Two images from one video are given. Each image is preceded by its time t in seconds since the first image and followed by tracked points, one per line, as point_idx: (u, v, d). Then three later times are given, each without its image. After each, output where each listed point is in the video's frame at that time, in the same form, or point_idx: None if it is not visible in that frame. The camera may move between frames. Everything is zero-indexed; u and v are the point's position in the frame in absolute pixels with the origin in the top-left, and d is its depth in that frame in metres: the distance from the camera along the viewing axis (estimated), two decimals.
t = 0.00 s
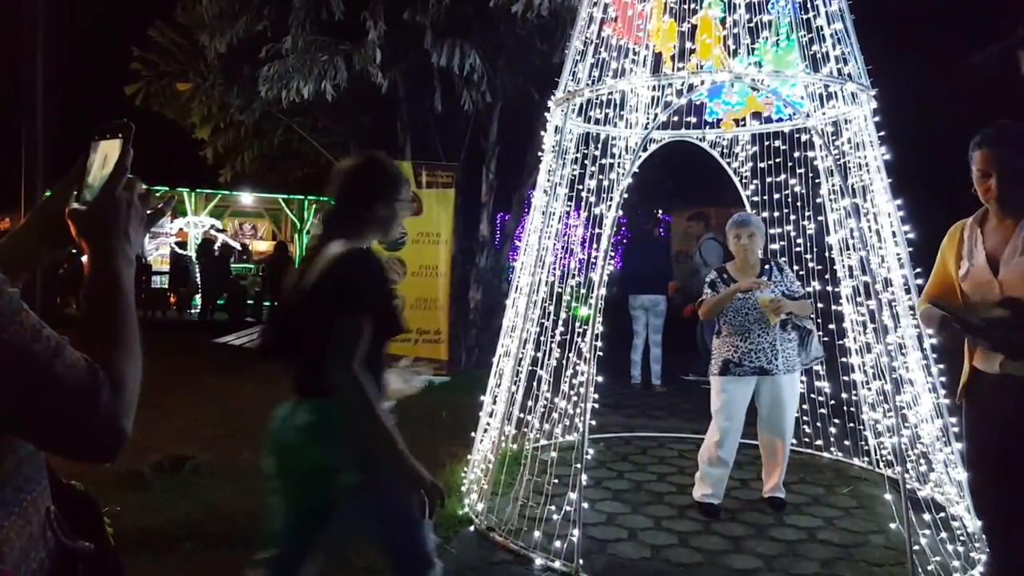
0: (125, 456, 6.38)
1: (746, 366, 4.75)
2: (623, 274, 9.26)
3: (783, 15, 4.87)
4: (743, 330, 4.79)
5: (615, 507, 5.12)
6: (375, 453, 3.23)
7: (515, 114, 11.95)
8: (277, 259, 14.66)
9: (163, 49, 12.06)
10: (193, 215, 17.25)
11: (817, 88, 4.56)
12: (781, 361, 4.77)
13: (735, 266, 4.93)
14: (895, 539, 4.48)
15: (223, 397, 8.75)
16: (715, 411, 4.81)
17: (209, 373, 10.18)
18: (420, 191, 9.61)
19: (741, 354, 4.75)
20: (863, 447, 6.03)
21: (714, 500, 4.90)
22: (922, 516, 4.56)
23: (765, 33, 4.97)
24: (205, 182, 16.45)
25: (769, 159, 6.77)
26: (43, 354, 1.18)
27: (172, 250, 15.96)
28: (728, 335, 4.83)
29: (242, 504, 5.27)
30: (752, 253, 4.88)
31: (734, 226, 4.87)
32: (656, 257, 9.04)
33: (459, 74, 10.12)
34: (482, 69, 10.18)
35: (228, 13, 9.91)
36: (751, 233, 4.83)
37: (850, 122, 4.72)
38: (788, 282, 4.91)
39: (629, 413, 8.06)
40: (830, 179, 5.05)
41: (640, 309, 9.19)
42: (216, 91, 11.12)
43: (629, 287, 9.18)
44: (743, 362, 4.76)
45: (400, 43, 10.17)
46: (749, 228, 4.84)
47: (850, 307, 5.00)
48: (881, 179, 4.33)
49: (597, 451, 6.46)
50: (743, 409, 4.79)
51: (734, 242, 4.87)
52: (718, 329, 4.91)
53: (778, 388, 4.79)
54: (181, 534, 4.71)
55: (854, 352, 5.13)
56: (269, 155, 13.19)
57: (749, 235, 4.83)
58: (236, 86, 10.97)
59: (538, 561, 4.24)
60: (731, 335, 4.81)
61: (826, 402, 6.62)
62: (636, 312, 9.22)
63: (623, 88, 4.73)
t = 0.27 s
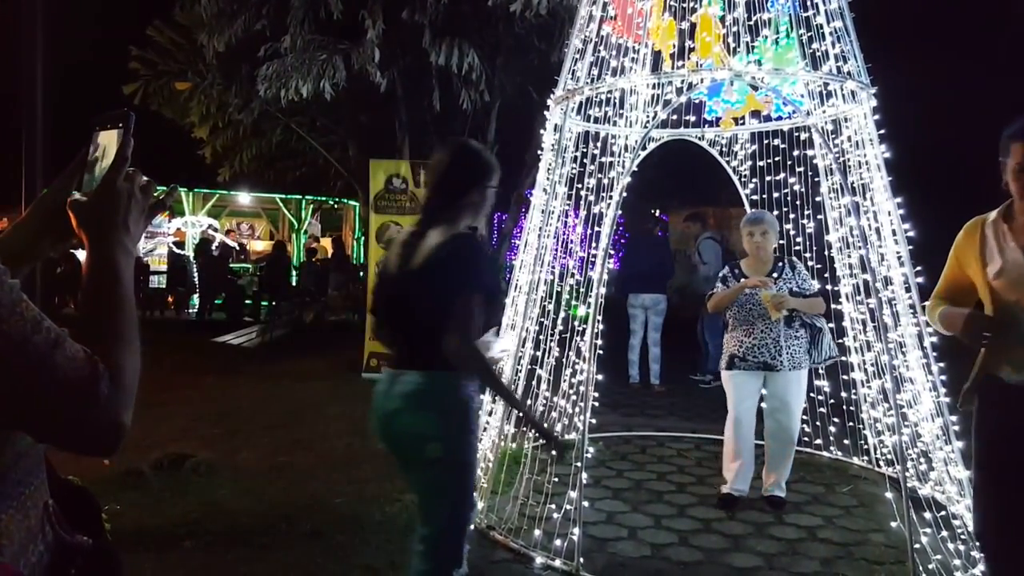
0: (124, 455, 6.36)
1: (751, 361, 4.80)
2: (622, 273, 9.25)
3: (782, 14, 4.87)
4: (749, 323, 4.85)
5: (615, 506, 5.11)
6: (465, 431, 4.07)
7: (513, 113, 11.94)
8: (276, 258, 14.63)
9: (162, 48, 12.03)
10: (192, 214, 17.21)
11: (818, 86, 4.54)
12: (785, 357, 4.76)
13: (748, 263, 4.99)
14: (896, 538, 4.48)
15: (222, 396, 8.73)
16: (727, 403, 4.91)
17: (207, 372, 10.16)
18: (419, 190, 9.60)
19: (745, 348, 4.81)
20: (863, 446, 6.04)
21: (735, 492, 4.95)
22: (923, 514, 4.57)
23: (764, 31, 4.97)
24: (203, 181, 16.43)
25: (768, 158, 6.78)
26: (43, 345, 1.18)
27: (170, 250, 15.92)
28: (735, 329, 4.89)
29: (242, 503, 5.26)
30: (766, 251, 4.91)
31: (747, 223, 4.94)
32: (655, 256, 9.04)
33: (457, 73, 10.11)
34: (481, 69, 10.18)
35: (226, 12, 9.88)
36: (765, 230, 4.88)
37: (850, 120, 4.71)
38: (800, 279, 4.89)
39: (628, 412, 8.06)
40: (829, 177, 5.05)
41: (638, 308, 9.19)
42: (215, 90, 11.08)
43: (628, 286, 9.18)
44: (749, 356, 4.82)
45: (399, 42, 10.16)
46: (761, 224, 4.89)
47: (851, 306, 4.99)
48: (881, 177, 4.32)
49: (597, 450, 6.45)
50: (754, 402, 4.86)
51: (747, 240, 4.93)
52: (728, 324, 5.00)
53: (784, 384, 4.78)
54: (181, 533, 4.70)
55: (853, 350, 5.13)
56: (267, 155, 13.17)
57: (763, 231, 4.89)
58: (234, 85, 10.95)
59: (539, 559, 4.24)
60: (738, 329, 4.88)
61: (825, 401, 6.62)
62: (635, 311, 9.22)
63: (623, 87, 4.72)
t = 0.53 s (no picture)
0: (125, 457, 6.36)
1: (753, 361, 4.85)
2: (623, 275, 9.25)
3: (783, 15, 4.88)
4: (751, 324, 4.90)
5: (616, 507, 5.12)
6: (541, 426, 4.00)
7: (514, 114, 11.93)
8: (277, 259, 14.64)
9: (162, 49, 12.02)
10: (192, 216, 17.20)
11: (819, 88, 4.55)
12: (787, 357, 4.79)
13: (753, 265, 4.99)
14: (896, 539, 4.49)
15: (223, 397, 8.73)
16: (732, 403, 4.98)
17: (207, 373, 10.16)
18: (420, 191, 9.60)
19: (747, 349, 4.86)
20: (864, 448, 6.04)
21: (749, 488, 5.09)
22: (924, 516, 4.57)
23: (765, 33, 4.98)
24: (204, 183, 16.43)
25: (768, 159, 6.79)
26: (42, 346, 1.22)
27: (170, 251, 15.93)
28: (737, 330, 4.95)
29: (244, 504, 5.27)
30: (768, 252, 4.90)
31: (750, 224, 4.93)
32: (655, 257, 9.04)
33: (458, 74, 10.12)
34: (481, 70, 10.19)
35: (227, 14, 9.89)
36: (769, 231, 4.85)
37: (851, 122, 4.72)
38: (803, 278, 4.87)
39: (628, 413, 8.05)
40: (830, 179, 5.05)
41: (639, 310, 9.19)
42: (215, 92, 11.08)
43: (629, 288, 9.18)
44: (751, 357, 4.87)
45: (400, 44, 10.18)
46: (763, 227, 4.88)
47: (852, 307, 5.00)
48: (882, 178, 4.33)
49: (598, 451, 6.45)
50: (758, 402, 4.90)
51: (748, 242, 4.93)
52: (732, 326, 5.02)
53: (786, 384, 4.83)
54: (183, 533, 4.71)
55: (854, 351, 5.14)
56: (268, 156, 13.17)
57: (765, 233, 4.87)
58: (235, 86, 10.94)
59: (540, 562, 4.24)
60: (740, 330, 4.94)
61: (826, 402, 6.62)
62: (636, 313, 9.21)
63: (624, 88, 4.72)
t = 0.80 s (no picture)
0: (125, 458, 6.36)
1: (752, 362, 4.85)
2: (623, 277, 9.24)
3: (782, 17, 4.88)
4: (748, 326, 4.89)
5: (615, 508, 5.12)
6: (608, 396, 3.83)
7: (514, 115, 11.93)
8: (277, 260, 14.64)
9: (163, 50, 12.03)
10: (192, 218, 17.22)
11: (818, 89, 4.55)
12: (785, 357, 4.80)
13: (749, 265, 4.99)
14: (895, 540, 4.49)
15: (223, 398, 8.73)
16: (732, 403, 4.99)
17: (207, 374, 10.16)
18: (420, 193, 9.61)
19: (746, 350, 4.86)
20: (864, 450, 6.04)
21: (749, 489, 5.10)
22: (923, 517, 4.58)
23: (764, 35, 4.98)
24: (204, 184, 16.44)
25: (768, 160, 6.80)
26: (36, 343, 1.28)
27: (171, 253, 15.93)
28: (735, 331, 4.95)
29: (244, 505, 5.27)
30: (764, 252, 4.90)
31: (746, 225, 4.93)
32: (656, 259, 9.04)
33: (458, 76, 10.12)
34: (482, 72, 10.19)
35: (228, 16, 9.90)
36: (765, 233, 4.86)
37: (850, 124, 4.72)
38: (798, 279, 4.87)
39: (627, 414, 8.05)
40: (830, 180, 5.05)
41: (639, 312, 9.18)
42: (215, 94, 11.10)
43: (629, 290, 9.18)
44: (750, 357, 4.87)
45: (400, 46, 10.19)
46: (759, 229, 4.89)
47: (851, 308, 5.00)
48: (880, 180, 4.33)
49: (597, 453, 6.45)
50: (758, 402, 4.90)
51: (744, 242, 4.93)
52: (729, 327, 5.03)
53: (784, 384, 4.83)
54: (183, 534, 4.71)
55: (853, 352, 5.14)
56: (268, 158, 13.17)
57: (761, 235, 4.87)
58: (235, 88, 10.95)
59: (539, 562, 4.24)
60: (738, 331, 4.93)
61: (825, 403, 6.63)
62: (636, 315, 9.20)
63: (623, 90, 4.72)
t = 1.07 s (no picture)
0: (124, 459, 6.35)
1: (754, 362, 4.85)
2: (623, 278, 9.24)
3: (781, 17, 4.88)
4: (748, 326, 4.90)
5: (614, 509, 5.11)
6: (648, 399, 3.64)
7: (514, 117, 11.94)
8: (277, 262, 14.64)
9: (163, 52, 12.04)
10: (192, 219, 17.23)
11: (816, 90, 4.55)
12: (787, 356, 4.78)
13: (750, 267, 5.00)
14: (894, 540, 4.48)
15: (222, 399, 8.72)
16: (730, 407, 4.99)
17: (207, 375, 10.16)
18: (419, 194, 9.62)
19: (747, 350, 4.86)
20: (863, 450, 6.04)
21: (748, 490, 5.09)
22: (921, 517, 4.57)
23: (763, 35, 4.99)
24: (204, 186, 16.45)
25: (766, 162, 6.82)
26: (30, 335, 1.30)
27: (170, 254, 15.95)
28: (734, 332, 4.95)
29: (243, 505, 5.27)
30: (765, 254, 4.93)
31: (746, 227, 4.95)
32: (656, 260, 9.05)
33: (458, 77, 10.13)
34: (481, 73, 10.22)
35: (228, 17, 9.92)
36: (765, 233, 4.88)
37: (848, 124, 4.73)
38: (799, 280, 4.90)
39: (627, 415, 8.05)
40: (828, 180, 5.05)
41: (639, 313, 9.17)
42: (215, 95, 11.11)
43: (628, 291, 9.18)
44: (751, 358, 4.87)
45: (400, 47, 10.21)
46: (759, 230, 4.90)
47: (850, 308, 5.00)
48: (879, 180, 4.33)
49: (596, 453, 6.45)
50: (758, 402, 4.91)
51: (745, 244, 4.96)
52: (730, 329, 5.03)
53: (786, 384, 4.81)
54: (181, 535, 4.70)
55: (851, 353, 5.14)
56: (268, 159, 13.18)
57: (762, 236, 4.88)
58: (235, 89, 10.96)
59: (536, 562, 4.23)
60: (738, 332, 4.94)
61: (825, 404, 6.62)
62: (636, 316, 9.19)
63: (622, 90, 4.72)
